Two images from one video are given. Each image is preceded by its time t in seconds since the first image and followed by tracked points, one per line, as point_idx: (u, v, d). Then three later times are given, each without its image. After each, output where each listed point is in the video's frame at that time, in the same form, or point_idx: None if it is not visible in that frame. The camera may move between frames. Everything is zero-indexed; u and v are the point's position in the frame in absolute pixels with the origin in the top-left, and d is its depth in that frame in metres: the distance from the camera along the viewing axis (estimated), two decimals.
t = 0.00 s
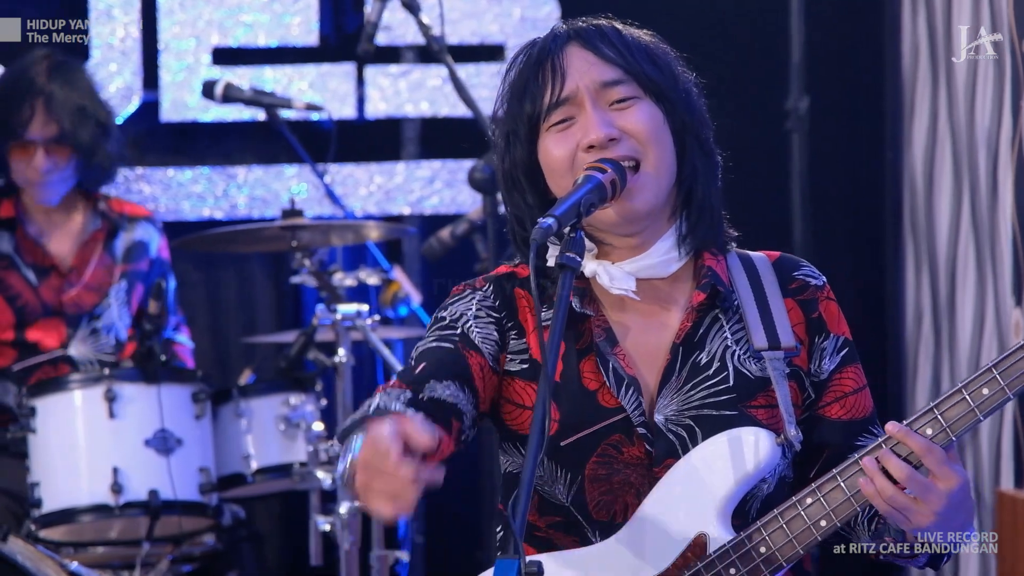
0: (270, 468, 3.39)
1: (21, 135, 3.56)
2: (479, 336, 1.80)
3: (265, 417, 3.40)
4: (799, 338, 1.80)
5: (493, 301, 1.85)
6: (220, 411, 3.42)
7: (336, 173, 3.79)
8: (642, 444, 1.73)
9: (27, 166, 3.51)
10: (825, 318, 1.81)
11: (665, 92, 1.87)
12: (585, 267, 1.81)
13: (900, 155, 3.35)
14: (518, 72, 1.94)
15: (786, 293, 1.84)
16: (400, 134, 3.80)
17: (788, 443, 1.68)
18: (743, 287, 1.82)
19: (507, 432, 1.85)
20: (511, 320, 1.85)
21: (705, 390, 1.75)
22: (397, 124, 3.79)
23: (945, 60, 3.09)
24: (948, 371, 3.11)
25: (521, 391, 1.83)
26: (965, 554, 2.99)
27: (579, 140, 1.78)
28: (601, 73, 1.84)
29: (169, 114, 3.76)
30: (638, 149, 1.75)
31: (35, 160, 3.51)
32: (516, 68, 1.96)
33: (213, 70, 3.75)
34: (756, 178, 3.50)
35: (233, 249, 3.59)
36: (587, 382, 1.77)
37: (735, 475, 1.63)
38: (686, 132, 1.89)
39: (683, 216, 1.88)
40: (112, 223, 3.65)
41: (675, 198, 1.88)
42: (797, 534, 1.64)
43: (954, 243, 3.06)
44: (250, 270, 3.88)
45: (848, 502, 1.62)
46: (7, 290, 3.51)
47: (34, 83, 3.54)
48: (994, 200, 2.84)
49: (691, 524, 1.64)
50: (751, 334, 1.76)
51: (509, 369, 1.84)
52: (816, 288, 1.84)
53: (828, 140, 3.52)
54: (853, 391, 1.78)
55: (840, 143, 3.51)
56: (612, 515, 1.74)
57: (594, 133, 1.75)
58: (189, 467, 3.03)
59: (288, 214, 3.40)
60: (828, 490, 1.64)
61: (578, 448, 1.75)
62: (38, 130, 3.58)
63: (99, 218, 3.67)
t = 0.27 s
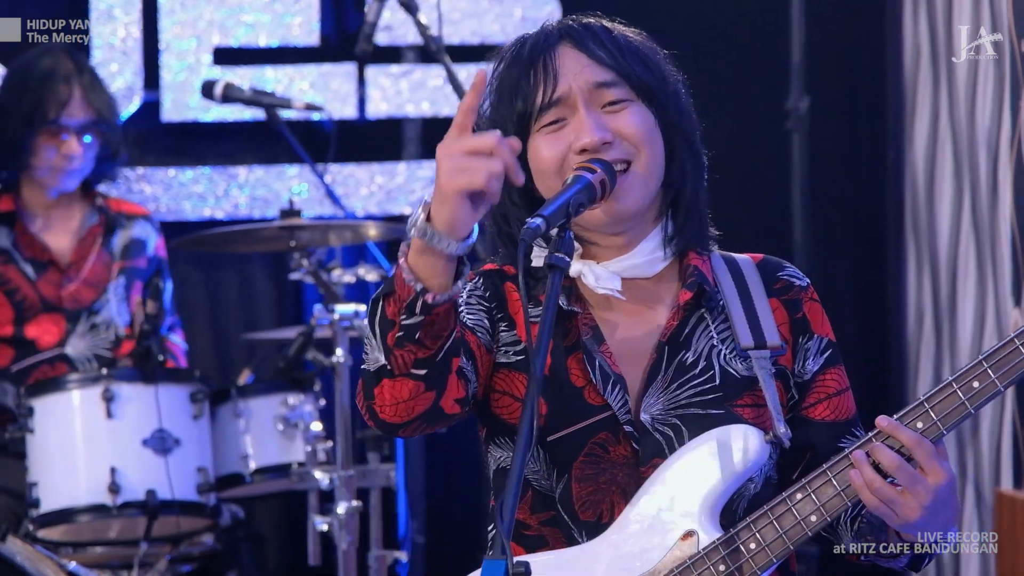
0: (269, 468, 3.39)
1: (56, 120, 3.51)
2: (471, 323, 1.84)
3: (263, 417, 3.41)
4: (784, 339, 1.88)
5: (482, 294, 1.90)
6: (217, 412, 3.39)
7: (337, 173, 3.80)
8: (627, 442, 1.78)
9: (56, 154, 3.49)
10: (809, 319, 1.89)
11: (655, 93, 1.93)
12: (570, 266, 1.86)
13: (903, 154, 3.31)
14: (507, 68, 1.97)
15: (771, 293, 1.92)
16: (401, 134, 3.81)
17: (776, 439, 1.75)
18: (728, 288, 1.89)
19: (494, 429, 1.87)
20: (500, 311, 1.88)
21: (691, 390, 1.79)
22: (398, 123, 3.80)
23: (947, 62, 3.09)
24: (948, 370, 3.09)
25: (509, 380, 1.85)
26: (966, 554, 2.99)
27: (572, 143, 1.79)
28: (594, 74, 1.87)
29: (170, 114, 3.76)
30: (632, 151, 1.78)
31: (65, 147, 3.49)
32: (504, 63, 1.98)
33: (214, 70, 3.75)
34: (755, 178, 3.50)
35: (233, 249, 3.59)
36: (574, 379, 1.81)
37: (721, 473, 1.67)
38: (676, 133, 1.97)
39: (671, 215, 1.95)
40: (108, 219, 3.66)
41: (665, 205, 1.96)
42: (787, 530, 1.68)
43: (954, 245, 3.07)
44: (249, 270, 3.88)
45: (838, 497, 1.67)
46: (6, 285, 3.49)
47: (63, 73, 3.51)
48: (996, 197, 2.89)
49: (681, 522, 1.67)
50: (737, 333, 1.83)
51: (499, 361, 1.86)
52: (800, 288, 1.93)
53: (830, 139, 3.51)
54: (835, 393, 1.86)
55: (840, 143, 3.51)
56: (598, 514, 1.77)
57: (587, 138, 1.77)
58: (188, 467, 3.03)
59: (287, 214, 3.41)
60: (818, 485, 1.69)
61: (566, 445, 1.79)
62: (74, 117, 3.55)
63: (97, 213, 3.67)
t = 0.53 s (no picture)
0: (270, 468, 3.39)
1: (53, 122, 3.57)
2: (469, 326, 1.83)
3: (265, 417, 3.41)
4: (779, 342, 1.90)
5: (477, 296, 1.88)
6: (220, 411, 3.42)
7: (342, 173, 3.80)
8: (621, 445, 1.79)
9: (54, 156, 3.55)
10: (803, 323, 1.92)
11: (641, 93, 1.93)
12: (565, 267, 1.87)
13: (907, 155, 3.31)
14: (491, 74, 1.97)
15: (767, 296, 1.95)
16: (404, 134, 3.80)
17: (772, 442, 1.76)
18: (723, 291, 1.91)
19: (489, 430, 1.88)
20: (496, 313, 1.87)
21: (686, 391, 1.82)
22: (401, 124, 3.79)
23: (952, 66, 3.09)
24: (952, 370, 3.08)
25: (504, 382, 1.87)
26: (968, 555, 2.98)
27: (561, 147, 1.79)
28: (578, 78, 1.87)
29: (173, 114, 3.77)
30: (621, 154, 1.80)
31: (63, 149, 3.55)
32: (491, 66, 1.98)
33: (217, 70, 3.75)
34: (757, 178, 3.50)
35: (235, 250, 3.59)
36: (571, 380, 1.82)
37: (715, 477, 1.67)
38: (665, 131, 1.98)
39: (663, 215, 1.97)
40: (115, 222, 3.68)
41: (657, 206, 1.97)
42: (783, 535, 1.68)
43: (959, 244, 3.08)
44: (252, 270, 3.88)
45: (833, 501, 1.67)
46: (12, 287, 3.52)
47: (65, 74, 3.57)
48: (999, 194, 2.89)
49: (675, 525, 1.67)
50: (731, 334, 1.85)
51: (495, 363, 1.87)
52: (794, 292, 1.95)
53: (833, 137, 3.47)
54: (829, 397, 1.89)
55: (844, 142, 3.47)
56: (593, 517, 1.78)
57: (576, 140, 1.77)
58: (189, 467, 3.04)
59: (289, 214, 3.41)
60: (813, 489, 1.68)
61: (561, 447, 1.81)
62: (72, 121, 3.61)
63: (104, 217, 3.72)
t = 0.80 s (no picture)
0: (272, 469, 3.39)
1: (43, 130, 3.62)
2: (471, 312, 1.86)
3: (267, 418, 3.41)
4: (773, 346, 1.90)
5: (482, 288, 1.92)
6: (222, 411, 3.43)
7: (346, 173, 3.80)
8: (614, 443, 1.82)
9: (46, 163, 3.60)
10: (797, 325, 1.93)
11: (633, 96, 1.94)
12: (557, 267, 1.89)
13: (911, 155, 3.31)
14: (483, 82, 1.99)
15: (761, 299, 1.94)
16: (409, 135, 3.80)
17: (764, 447, 1.82)
18: (717, 294, 1.92)
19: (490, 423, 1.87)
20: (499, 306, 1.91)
21: (680, 394, 1.81)
22: (406, 126, 3.80)
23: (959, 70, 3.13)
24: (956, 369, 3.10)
25: (507, 373, 1.86)
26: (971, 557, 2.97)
27: (551, 149, 1.82)
28: (570, 79, 1.89)
29: (177, 114, 3.75)
30: (610, 154, 1.80)
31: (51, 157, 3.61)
32: (485, 69, 2.01)
33: (222, 70, 3.74)
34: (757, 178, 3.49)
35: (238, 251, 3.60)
36: (566, 376, 1.85)
37: (704, 480, 1.68)
38: (657, 133, 1.99)
39: (656, 217, 1.97)
40: (122, 223, 3.70)
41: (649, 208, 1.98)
42: (772, 539, 1.68)
43: (963, 245, 3.13)
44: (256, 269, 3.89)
45: (824, 506, 1.67)
46: (18, 287, 3.55)
47: (55, 76, 3.59)
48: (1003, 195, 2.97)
49: (664, 527, 1.68)
50: (725, 338, 1.84)
51: (497, 354, 1.87)
52: (789, 295, 1.95)
53: (837, 137, 3.43)
54: (822, 399, 1.89)
55: (848, 139, 3.42)
56: (582, 515, 1.79)
57: (566, 142, 1.79)
58: (191, 467, 3.04)
59: (291, 214, 3.41)
60: (804, 494, 1.69)
61: (554, 444, 1.83)
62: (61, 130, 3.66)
63: (111, 218, 3.73)
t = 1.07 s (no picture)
0: (277, 470, 3.39)
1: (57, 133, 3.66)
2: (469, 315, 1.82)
3: (272, 418, 3.42)
4: (767, 350, 1.89)
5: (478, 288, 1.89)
6: (227, 412, 3.43)
7: (353, 174, 3.80)
8: (608, 447, 1.81)
9: (57, 167, 3.67)
10: (792, 330, 1.91)
11: (636, 99, 1.95)
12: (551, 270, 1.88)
13: (919, 156, 3.26)
14: (488, 78, 1.98)
15: (756, 304, 1.94)
16: (417, 136, 3.81)
17: (761, 448, 1.80)
18: (712, 299, 1.90)
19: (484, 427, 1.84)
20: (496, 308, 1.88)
21: (675, 397, 1.81)
22: (413, 126, 3.80)
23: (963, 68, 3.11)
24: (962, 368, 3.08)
25: (504, 377, 1.84)
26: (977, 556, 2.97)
27: (551, 150, 1.82)
28: (573, 81, 1.89)
29: (185, 115, 3.75)
30: (610, 159, 1.80)
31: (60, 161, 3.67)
32: (486, 67, 2.00)
33: (229, 71, 3.74)
34: (763, 177, 3.48)
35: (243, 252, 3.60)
36: (561, 379, 1.84)
37: (699, 485, 1.68)
38: (655, 139, 1.99)
39: (652, 221, 1.97)
40: (124, 224, 3.73)
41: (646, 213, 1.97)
42: (771, 541, 1.68)
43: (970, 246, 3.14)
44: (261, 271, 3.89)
45: (823, 508, 1.68)
46: (20, 290, 3.57)
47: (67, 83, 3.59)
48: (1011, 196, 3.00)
49: (663, 530, 1.67)
50: (720, 341, 1.84)
51: (494, 357, 1.85)
52: (783, 300, 1.94)
53: (843, 138, 3.43)
54: (818, 404, 1.88)
55: (855, 141, 3.42)
56: (578, 519, 1.78)
57: (566, 145, 1.79)
58: (195, 468, 3.05)
59: (295, 215, 3.41)
60: (803, 496, 1.69)
61: (548, 447, 1.81)
62: (74, 133, 3.69)
63: (113, 219, 3.76)
